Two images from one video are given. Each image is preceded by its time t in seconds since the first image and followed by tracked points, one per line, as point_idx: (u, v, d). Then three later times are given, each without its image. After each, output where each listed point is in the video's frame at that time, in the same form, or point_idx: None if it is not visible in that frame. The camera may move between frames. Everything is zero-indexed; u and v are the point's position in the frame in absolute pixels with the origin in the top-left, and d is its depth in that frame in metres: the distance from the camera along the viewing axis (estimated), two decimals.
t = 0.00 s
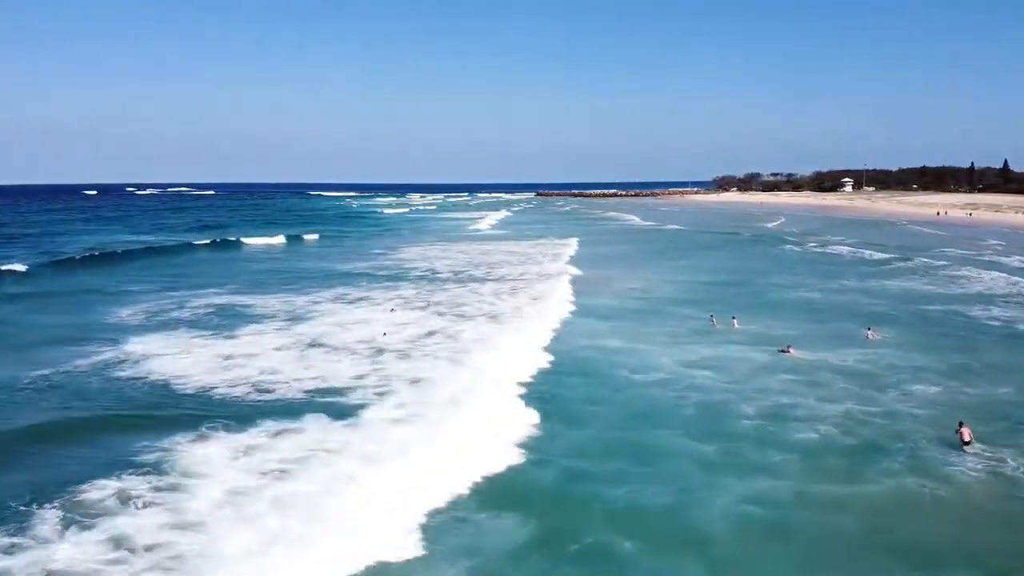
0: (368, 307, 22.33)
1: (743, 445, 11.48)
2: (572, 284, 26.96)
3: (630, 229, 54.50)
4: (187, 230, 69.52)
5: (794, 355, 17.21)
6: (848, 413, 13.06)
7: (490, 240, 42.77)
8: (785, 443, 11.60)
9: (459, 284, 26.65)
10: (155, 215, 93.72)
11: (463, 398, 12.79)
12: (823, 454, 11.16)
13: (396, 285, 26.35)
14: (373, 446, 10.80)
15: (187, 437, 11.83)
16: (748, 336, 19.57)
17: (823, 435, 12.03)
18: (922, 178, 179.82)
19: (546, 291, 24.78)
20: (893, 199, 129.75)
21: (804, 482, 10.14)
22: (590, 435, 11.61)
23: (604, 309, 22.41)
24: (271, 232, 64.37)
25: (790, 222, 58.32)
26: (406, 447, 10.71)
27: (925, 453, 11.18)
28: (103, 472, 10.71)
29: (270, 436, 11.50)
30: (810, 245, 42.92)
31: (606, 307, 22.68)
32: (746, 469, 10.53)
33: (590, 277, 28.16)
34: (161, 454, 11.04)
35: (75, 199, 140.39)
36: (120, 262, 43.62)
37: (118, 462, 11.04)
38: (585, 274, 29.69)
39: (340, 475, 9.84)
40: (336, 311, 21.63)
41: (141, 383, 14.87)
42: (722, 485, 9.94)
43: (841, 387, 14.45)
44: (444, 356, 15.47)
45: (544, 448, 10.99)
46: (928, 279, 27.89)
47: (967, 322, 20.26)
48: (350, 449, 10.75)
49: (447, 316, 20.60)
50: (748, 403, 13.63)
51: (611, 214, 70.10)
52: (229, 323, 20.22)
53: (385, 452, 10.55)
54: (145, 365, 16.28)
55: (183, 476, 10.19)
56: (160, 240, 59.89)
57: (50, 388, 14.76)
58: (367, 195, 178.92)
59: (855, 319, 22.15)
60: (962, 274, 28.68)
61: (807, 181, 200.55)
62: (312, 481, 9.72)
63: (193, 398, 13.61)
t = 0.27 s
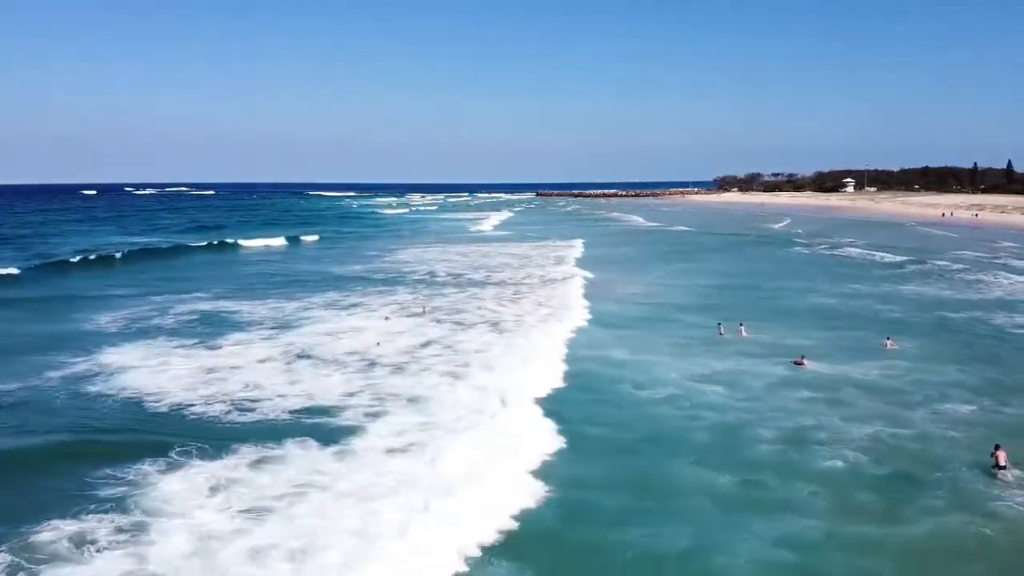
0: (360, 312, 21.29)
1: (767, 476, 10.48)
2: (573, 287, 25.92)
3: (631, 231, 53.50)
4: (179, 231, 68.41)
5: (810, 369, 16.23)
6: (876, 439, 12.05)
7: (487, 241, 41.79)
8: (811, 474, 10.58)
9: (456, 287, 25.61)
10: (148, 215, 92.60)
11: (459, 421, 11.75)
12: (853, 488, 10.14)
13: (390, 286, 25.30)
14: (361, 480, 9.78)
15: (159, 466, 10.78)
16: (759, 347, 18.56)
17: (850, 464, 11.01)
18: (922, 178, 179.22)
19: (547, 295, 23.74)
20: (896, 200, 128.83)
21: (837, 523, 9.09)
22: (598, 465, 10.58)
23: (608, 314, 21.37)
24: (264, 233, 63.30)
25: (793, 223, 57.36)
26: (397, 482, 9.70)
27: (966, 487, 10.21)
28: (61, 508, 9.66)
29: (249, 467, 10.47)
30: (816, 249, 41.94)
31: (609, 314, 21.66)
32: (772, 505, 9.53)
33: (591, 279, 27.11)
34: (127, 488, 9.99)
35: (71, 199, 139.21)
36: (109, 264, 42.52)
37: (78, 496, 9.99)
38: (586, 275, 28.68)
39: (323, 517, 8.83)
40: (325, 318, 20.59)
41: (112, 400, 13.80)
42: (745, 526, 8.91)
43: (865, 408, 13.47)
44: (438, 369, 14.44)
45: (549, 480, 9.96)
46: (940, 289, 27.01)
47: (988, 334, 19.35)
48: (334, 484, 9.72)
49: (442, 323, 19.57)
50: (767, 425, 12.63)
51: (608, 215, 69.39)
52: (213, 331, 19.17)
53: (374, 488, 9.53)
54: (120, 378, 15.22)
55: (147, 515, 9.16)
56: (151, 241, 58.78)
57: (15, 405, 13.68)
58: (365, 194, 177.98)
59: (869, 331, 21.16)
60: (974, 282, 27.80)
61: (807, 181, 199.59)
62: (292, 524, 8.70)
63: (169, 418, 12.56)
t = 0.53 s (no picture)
0: (352, 316, 20.38)
1: (788, 506, 9.61)
2: (574, 289, 25.01)
3: (632, 232, 52.58)
4: (172, 232, 67.42)
5: (826, 381, 15.37)
6: (904, 463, 11.18)
7: (487, 242, 40.93)
8: (838, 505, 9.70)
9: (453, 289, 24.69)
10: (143, 215, 91.63)
11: (456, 443, 10.86)
12: (885, 521, 9.28)
13: (384, 287, 24.38)
14: (349, 518, 8.89)
15: (129, 496, 9.88)
16: (771, 356, 17.67)
17: (879, 494, 10.14)
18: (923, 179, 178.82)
19: (546, 299, 22.83)
20: (898, 201, 127.98)
21: (872, 566, 8.22)
22: (607, 494, 9.71)
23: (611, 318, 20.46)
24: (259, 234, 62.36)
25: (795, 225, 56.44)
26: (388, 520, 8.81)
27: (1006, 521, 9.37)
28: (16, 545, 8.75)
29: (228, 499, 9.57)
30: (820, 252, 41.04)
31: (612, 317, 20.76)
32: (799, 544, 8.65)
33: (593, 281, 26.19)
34: (92, 524, 9.08)
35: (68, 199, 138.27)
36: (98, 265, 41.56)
37: (39, 531, 9.08)
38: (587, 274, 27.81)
39: (306, 566, 7.94)
40: (315, 323, 19.67)
41: (85, 416, 12.89)
42: (772, 569, 8.05)
43: (889, 429, 12.62)
44: (432, 381, 13.55)
45: (554, 512, 9.09)
46: (952, 300, 26.25)
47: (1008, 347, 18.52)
48: (317, 520, 8.84)
49: (437, 329, 18.66)
50: (785, 446, 11.77)
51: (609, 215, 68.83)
52: (197, 339, 18.26)
53: (363, 527, 8.65)
54: (94, 392, 14.32)
55: (111, 556, 8.26)
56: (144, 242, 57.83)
57: None
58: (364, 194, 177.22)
59: (883, 341, 20.28)
60: (986, 291, 27.01)
61: (808, 181, 198.70)
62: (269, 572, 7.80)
63: (144, 439, 11.67)
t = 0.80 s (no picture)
0: (344, 321, 19.26)
1: (823, 552, 8.55)
2: (578, 292, 23.89)
3: (634, 232, 51.42)
4: (166, 233, 66.28)
5: (849, 399, 14.32)
6: (946, 498, 10.11)
7: (486, 243, 39.82)
8: (879, 551, 8.63)
9: (451, 293, 23.56)
10: (138, 215, 90.53)
11: (451, 474, 9.78)
12: (932, 570, 8.23)
13: (379, 290, 23.27)
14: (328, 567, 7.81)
15: (85, 535, 8.80)
16: (788, 369, 16.56)
17: (921, 535, 9.09)
18: (924, 179, 177.78)
19: (548, 303, 21.71)
20: (902, 201, 126.83)
21: None
22: (620, 534, 8.64)
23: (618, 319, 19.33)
24: (254, 235, 61.25)
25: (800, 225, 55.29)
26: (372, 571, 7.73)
27: None
28: None
29: (194, 542, 8.48)
30: (829, 254, 39.90)
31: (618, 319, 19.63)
32: None
33: (597, 284, 25.07)
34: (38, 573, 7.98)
35: (64, 199, 137.01)
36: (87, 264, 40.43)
37: None
38: (590, 276, 26.72)
39: None
40: (304, 329, 18.56)
41: (46, 439, 11.78)
42: None
43: (924, 455, 11.57)
44: (426, 399, 12.45)
45: (561, 558, 8.03)
46: (971, 307, 25.21)
47: None
48: (293, 571, 7.76)
49: (433, 338, 17.55)
50: (812, 475, 10.71)
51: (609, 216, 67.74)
52: (177, 350, 17.16)
53: None
54: (60, 410, 13.21)
55: None
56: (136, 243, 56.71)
57: None
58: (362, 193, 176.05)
59: (904, 352, 19.22)
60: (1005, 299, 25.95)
61: (810, 181, 197.57)
62: None
63: (109, 467, 10.58)
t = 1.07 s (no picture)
0: (334, 329, 18.06)
1: None
2: (583, 296, 22.68)
3: (637, 234, 50.22)
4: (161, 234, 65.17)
5: (876, 419, 13.17)
6: (998, 539, 8.95)
7: (486, 245, 38.67)
8: None
9: (448, 298, 22.37)
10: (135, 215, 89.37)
11: (446, 515, 8.60)
12: None
13: (372, 295, 22.09)
14: None
15: None
16: (808, 384, 15.38)
17: None
18: (927, 180, 176.74)
19: (551, 309, 20.52)
20: (907, 201, 125.45)
21: None
22: None
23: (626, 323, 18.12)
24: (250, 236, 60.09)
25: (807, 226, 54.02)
26: None
27: None
28: None
29: None
30: (840, 257, 38.65)
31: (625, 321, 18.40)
32: None
33: (602, 288, 23.85)
34: None
35: (60, 198, 135.86)
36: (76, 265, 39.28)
37: None
38: (595, 279, 25.56)
39: None
40: (291, 338, 17.37)
41: None
42: None
43: (965, 486, 10.42)
44: (418, 423, 11.27)
45: None
46: (993, 315, 24.07)
47: None
48: None
49: (428, 349, 16.35)
50: (844, 511, 9.56)
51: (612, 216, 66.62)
52: (154, 364, 15.97)
53: None
54: (20, 432, 12.06)
55: None
56: (129, 244, 55.56)
57: None
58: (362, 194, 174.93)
59: (928, 364, 18.07)
60: None
61: (812, 181, 196.33)
62: None
63: (63, 502, 9.41)
